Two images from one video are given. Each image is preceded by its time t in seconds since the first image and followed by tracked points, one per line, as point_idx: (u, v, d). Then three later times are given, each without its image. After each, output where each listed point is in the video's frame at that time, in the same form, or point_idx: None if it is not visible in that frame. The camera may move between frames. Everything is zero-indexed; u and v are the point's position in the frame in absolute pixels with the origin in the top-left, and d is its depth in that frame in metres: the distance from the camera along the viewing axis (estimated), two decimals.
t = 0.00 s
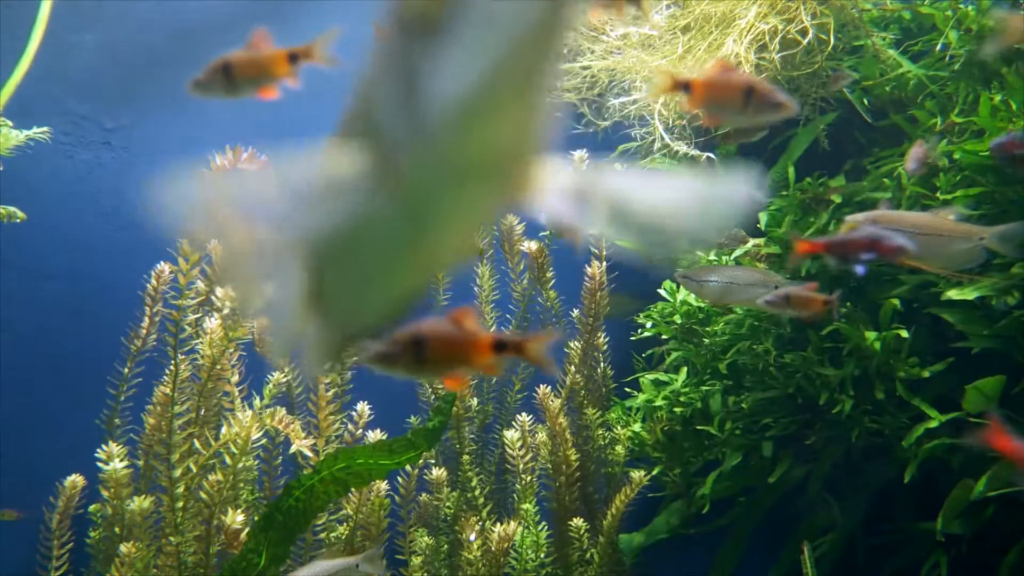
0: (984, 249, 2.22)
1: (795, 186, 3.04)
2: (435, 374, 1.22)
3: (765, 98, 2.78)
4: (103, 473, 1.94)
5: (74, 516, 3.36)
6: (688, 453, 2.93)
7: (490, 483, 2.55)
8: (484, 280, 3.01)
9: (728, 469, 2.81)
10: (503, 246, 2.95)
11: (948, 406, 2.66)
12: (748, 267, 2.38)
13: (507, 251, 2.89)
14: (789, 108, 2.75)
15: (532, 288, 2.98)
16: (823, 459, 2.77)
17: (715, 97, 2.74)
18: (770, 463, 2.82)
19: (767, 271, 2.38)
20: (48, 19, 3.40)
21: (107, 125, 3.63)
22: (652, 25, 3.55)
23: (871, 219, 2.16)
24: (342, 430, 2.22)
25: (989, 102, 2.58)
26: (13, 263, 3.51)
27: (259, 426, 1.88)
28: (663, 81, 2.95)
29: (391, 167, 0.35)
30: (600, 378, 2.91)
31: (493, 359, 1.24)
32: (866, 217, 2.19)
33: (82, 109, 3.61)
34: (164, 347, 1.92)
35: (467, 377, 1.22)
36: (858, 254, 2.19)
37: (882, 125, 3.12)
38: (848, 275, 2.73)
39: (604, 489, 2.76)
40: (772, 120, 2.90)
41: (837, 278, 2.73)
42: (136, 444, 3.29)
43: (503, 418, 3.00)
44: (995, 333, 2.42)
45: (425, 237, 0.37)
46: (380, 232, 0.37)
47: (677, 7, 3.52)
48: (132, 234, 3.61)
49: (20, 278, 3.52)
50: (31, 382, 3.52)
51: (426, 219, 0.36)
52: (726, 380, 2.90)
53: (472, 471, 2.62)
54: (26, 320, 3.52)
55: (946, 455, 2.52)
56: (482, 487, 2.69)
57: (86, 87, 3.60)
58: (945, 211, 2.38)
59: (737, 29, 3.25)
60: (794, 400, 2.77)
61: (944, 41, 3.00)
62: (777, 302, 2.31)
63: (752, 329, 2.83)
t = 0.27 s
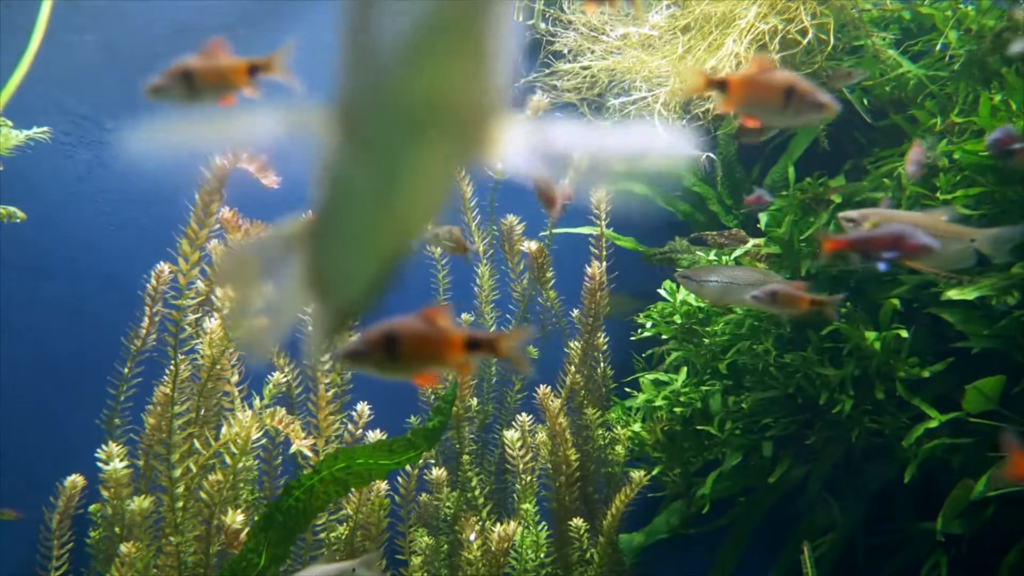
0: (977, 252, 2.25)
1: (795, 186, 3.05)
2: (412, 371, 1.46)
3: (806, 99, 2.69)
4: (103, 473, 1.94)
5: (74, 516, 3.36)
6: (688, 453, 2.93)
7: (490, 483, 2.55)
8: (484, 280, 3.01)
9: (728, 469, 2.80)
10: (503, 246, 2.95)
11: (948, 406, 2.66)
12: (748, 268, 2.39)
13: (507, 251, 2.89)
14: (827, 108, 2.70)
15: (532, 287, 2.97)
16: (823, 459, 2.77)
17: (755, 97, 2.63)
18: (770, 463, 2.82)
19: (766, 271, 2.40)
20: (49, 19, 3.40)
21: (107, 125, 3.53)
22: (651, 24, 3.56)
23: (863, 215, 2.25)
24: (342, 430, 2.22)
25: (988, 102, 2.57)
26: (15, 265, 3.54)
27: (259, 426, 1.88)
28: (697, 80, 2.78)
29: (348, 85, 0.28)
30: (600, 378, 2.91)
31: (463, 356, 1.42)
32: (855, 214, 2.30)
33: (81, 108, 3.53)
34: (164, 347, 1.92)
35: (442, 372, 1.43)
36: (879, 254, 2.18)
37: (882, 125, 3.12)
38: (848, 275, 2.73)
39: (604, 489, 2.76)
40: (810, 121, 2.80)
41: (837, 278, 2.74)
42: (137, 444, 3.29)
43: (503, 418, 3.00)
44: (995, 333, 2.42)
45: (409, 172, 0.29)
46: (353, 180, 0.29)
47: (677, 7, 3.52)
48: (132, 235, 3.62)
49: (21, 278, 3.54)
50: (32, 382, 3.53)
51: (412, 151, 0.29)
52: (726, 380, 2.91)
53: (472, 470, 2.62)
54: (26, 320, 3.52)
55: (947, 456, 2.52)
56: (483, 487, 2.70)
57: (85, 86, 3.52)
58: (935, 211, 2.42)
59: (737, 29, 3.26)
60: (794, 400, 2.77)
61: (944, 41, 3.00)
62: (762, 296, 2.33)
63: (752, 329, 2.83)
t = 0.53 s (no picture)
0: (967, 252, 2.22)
1: (794, 187, 3.06)
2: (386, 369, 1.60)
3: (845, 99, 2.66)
4: (103, 473, 1.94)
5: (74, 516, 3.36)
6: (688, 453, 2.92)
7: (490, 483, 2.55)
8: (484, 280, 3.00)
9: (728, 469, 2.80)
10: (502, 245, 2.95)
11: (948, 406, 2.66)
12: (748, 267, 2.39)
13: (507, 251, 2.89)
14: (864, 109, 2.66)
15: (532, 287, 2.96)
16: (823, 459, 2.76)
17: (789, 97, 2.61)
18: (770, 463, 2.81)
19: (767, 271, 2.39)
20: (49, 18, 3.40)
21: (106, 125, 3.53)
22: (651, 25, 3.59)
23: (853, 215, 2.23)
24: (342, 430, 2.22)
25: (988, 102, 2.56)
26: (16, 264, 3.54)
27: (259, 426, 1.88)
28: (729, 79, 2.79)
29: (325, 67, 0.48)
30: (600, 378, 2.91)
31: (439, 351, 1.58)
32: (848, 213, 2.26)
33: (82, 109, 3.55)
34: (164, 347, 1.92)
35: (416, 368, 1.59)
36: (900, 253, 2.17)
37: (882, 125, 3.12)
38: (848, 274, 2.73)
39: (604, 488, 2.76)
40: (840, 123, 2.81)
41: (837, 278, 2.74)
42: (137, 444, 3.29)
43: (503, 417, 3.00)
44: (995, 333, 2.41)
45: (368, 129, 0.48)
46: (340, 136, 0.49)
47: (677, 7, 3.53)
48: (133, 234, 3.62)
49: (20, 279, 3.53)
50: (33, 382, 3.53)
51: (371, 109, 0.48)
52: (726, 380, 2.91)
53: (472, 470, 2.62)
54: (28, 320, 3.54)
55: (947, 455, 2.51)
56: (483, 487, 2.70)
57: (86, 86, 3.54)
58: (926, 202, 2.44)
59: (737, 29, 3.26)
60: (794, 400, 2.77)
61: (943, 41, 3.00)
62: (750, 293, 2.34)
63: (752, 329, 2.84)
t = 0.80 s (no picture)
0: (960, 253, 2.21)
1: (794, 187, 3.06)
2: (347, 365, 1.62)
3: (881, 98, 2.73)
4: (103, 473, 1.94)
5: (74, 516, 3.36)
6: (688, 453, 2.92)
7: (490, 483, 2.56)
8: (483, 280, 2.97)
9: (728, 469, 2.80)
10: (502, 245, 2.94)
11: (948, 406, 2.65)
12: (747, 267, 2.39)
13: (507, 250, 2.88)
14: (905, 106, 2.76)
15: (531, 287, 2.95)
16: (823, 459, 2.76)
17: (827, 97, 2.69)
18: (770, 463, 2.82)
19: (767, 271, 2.39)
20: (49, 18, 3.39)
21: (108, 125, 3.60)
22: (651, 25, 3.58)
23: (847, 214, 2.26)
24: (342, 430, 2.22)
25: (989, 101, 2.56)
26: (13, 263, 3.51)
27: (259, 426, 1.88)
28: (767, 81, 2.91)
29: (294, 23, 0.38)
30: (600, 378, 2.92)
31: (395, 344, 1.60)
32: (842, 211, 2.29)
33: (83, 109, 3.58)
34: (164, 347, 1.91)
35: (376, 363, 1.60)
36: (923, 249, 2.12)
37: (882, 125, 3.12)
38: (848, 274, 2.73)
39: (604, 488, 2.76)
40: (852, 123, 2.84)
41: (837, 278, 2.75)
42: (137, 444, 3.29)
43: (502, 417, 3.00)
44: (995, 332, 2.41)
45: (330, 54, 0.37)
46: (300, 66, 0.38)
47: (677, 7, 3.53)
48: (133, 234, 3.62)
49: (18, 278, 3.51)
50: (32, 382, 3.52)
51: (334, 35, 0.37)
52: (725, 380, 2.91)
53: (472, 471, 2.61)
54: (27, 319, 3.52)
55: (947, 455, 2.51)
56: (482, 487, 2.70)
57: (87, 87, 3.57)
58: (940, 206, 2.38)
59: (737, 29, 3.26)
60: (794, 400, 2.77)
61: (944, 41, 2.99)
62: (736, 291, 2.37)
63: (752, 329, 2.84)
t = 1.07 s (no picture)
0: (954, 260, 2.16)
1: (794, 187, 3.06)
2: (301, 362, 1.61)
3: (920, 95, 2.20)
4: (102, 473, 1.94)
5: (74, 516, 3.36)
6: (688, 453, 2.92)
7: (490, 483, 2.56)
8: (483, 280, 2.96)
9: (728, 469, 2.80)
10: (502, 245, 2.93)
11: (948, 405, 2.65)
12: (745, 267, 2.38)
13: (507, 250, 2.88)
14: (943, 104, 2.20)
15: (531, 287, 2.94)
16: (823, 459, 2.76)
17: (861, 97, 2.21)
18: (770, 463, 2.81)
19: (766, 272, 2.39)
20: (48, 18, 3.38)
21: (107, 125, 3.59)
22: (651, 25, 3.58)
23: (842, 214, 2.26)
24: (342, 430, 2.22)
25: (989, 101, 2.55)
26: (12, 263, 3.51)
27: (259, 426, 1.88)
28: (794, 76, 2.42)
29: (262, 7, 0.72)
30: (600, 378, 2.93)
31: (347, 339, 1.57)
32: (837, 211, 2.29)
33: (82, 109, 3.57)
34: (164, 348, 1.91)
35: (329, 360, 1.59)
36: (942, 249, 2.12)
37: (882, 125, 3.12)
38: (848, 275, 2.73)
39: (603, 488, 2.76)
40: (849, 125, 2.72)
41: (837, 278, 2.75)
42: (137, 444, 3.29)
43: (502, 417, 2.99)
44: (995, 332, 2.41)
45: (301, 30, 0.72)
46: (272, 51, 0.73)
47: (677, 7, 3.53)
48: (134, 234, 3.62)
49: (19, 279, 3.51)
50: (31, 381, 3.52)
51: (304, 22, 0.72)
52: (725, 380, 2.91)
53: (472, 471, 2.61)
54: (26, 319, 3.51)
55: (946, 455, 2.51)
56: (482, 487, 2.70)
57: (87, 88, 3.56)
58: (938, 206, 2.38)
59: (737, 29, 3.26)
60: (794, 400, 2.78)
61: (944, 41, 2.98)
62: (720, 286, 2.40)
63: (752, 329, 2.84)
